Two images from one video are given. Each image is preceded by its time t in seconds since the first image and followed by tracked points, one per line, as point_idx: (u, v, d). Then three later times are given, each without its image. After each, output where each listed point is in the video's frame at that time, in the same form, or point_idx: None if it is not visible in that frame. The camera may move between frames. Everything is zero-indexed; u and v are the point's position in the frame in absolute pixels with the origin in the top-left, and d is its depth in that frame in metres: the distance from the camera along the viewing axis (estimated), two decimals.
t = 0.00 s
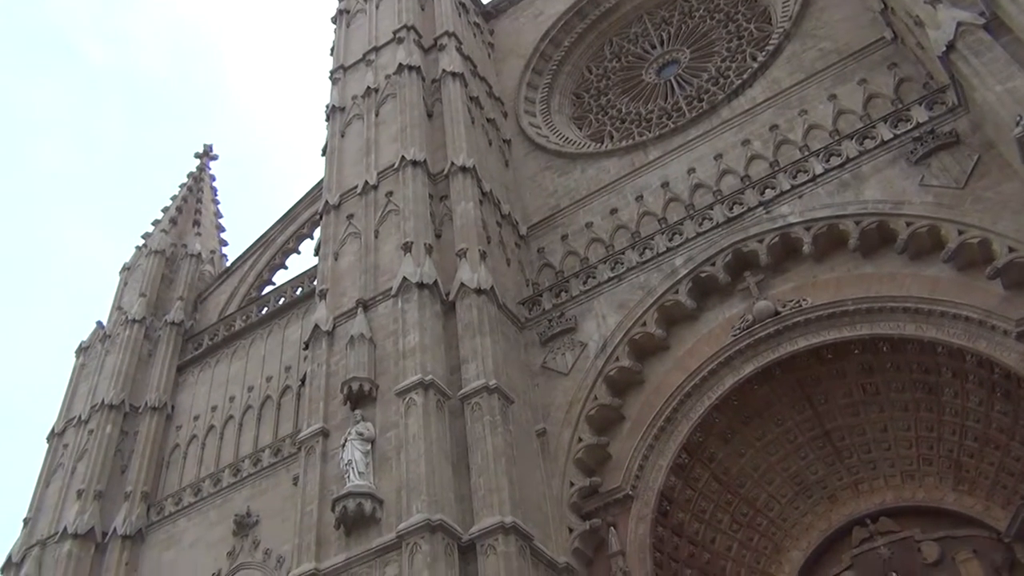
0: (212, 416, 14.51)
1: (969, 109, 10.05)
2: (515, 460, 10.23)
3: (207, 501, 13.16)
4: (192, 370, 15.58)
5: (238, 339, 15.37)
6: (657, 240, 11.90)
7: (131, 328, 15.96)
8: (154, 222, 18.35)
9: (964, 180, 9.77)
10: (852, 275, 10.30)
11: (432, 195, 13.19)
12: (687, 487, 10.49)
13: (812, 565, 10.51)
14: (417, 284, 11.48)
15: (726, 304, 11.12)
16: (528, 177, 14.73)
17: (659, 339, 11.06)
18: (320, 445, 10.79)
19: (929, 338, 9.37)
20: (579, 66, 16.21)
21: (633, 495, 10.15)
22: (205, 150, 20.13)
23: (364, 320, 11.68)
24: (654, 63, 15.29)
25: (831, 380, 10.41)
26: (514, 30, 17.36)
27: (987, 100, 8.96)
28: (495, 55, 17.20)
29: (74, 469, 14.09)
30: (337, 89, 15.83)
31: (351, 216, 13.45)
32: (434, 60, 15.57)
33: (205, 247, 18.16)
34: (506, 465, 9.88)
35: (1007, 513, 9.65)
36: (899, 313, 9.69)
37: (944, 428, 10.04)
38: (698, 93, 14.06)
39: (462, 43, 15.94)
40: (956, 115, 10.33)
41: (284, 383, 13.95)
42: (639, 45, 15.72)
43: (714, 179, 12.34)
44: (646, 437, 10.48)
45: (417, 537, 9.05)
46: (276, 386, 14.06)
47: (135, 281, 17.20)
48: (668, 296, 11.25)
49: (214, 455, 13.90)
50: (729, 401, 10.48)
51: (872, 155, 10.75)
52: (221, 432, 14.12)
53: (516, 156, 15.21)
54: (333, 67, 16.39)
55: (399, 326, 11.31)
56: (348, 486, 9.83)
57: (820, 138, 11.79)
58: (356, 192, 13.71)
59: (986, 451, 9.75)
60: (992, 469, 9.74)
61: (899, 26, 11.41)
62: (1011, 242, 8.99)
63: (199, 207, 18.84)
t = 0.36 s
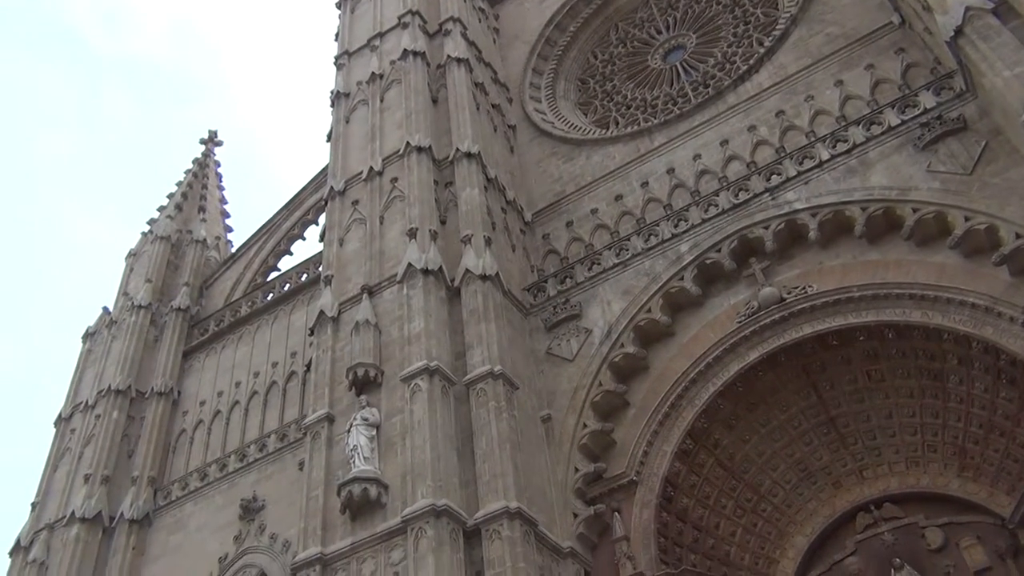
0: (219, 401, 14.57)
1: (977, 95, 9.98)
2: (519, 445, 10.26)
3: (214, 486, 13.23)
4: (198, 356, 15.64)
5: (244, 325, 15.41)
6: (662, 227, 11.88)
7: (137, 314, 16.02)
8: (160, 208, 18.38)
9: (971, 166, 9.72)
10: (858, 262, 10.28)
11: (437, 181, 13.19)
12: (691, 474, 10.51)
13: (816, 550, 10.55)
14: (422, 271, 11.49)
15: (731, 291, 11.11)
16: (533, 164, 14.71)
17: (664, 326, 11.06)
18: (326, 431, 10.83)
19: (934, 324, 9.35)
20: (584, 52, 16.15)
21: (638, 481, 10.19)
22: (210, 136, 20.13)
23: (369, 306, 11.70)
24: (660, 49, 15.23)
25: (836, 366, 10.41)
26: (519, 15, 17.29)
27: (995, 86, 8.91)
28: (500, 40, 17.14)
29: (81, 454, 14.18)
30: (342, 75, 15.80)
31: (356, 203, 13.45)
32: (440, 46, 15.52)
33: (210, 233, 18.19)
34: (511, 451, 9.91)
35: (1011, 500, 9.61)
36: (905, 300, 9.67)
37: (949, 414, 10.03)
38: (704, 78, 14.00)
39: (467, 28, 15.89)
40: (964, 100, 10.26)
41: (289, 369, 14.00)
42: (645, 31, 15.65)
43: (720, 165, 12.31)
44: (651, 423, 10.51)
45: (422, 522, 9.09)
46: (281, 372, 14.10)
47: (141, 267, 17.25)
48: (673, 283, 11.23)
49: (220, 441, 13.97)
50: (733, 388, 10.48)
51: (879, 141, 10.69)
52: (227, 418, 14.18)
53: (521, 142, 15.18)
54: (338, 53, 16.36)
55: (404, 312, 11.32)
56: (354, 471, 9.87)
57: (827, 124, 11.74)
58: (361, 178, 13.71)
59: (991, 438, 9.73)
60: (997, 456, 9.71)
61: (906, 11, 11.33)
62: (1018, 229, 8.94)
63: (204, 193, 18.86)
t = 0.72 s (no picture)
0: (225, 388, 14.61)
1: (984, 79, 9.91)
2: (525, 432, 10.29)
3: (220, 472, 13.29)
4: (203, 343, 15.67)
5: (249, 312, 15.43)
6: (667, 212, 11.85)
7: (142, 302, 16.05)
8: (164, 195, 18.38)
9: (978, 151, 9.66)
10: (864, 248, 10.26)
11: (442, 167, 13.16)
12: (696, 459, 10.54)
13: (820, 535, 10.58)
14: (426, 257, 11.48)
15: (736, 277, 11.10)
16: (537, 150, 14.67)
17: (669, 312, 11.06)
18: (331, 418, 10.86)
19: (940, 310, 9.33)
20: (589, 37, 16.07)
21: (643, 467, 10.22)
22: (214, 122, 20.10)
23: (374, 293, 11.71)
24: (664, 33, 15.16)
25: (842, 352, 10.40)
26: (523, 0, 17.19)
27: (1002, 71, 8.85)
28: (504, 25, 17.05)
29: (88, 441, 14.25)
30: (345, 62, 15.75)
31: (360, 189, 13.44)
32: (443, 31, 15.45)
33: (215, 221, 18.19)
34: (516, 438, 9.94)
35: (1017, 485, 9.62)
36: (910, 286, 9.65)
37: (955, 400, 10.02)
38: (709, 63, 13.93)
39: (470, 13, 15.81)
40: (970, 84, 10.18)
41: (294, 355, 14.03)
42: (649, 15, 15.57)
43: (725, 151, 12.27)
44: (656, 409, 10.52)
45: (427, 508, 9.13)
46: (287, 359, 14.13)
47: (146, 254, 17.27)
48: (678, 269, 11.22)
49: (226, 427, 14.02)
50: (738, 374, 10.49)
51: (885, 126, 10.63)
52: (233, 405, 14.23)
53: (525, 128, 15.14)
54: (341, 39, 16.30)
55: (409, 299, 11.33)
56: (359, 458, 9.90)
57: (832, 109, 11.68)
58: (365, 165, 13.69)
59: (997, 424, 9.72)
60: (1002, 442, 9.70)
61: None
62: None
63: (208, 181, 18.84)
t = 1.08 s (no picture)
0: (231, 376, 14.66)
1: (990, 60, 9.83)
2: (530, 417, 10.31)
3: (228, 459, 13.36)
4: (209, 332, 15.71)
5: (255, 301, 15.46)
6: (671, 197, 11.82)
7: (148, 291, 16.09)
8: (168, 185, 18.39)
9: (984, 132, 9.59)
10: (869, 232, 10.23)
11: (445, 154, 13.14)
12: (702, 444, 10.55)
13: (826, 518, 10.62)
14: (431, 244, 11.48)
15: (741, 261, 11.08)
16: (541, 136, 14.64)
17: (674, 297, 11.05)
18: (337, 405, 10.90)
19: (946, 293, 9.31)
20: (592, 22, 16.01)
21: (649, 451, 10.24)
22: (218, 111, 20.09)
23: (379, 280, 11.72)
24: (668, 18, 15.09)
25: (847, 336, 10.39)
26: None
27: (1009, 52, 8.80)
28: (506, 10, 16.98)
29: (96, 430, 14.33)
30: (348, 49, 15.71)
31: (364, 176, 13.43)
32: (446, 17, 15.40)
33: (220, 210, 18.20)
34: (522, 423, 9.96)
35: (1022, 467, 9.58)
36: (916, 269, 9.62)
37: (960, 382, 10.00)
38: (713, 47, 13.87)
39: None
40: (976, 65, 10.09)
41: (300, 343, 14.07)
42: None
43: (729, 135, 12.22)
44: (662, 394, 10.53)
45: (434, 493, 9.17)
46: (292, 347, 14.17)
47: (152, 243, 17.30)
48: (683, 254, 11.20)
49: (233, 415, 14.07)
50: (743, 358, 10.49)
51: (890, 108, 10.57)
52: (240, 393, 14.28)
53: (528, 114, 15.10)
54: (344, 26, 16.26)
55: (414, 286, 11.34)
56: (365, 445, 9.94)
57: (837, 92, 11.63)
58: (369, 152, 13.68)
59: (1003, 406, 9.70)
60: (1008, 424, 9.69)
61: None
62: None
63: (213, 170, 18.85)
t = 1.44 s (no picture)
0: (237, 359, 14.71)
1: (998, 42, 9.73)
2: (535, 401, 10.33)
3: (234, 442, 13.41)
4: (215, 315, 15.75)
5: (260, 284, 15.48)
6: (676, 180, 11.78)
7: (153, 275, 16.12)
8: (173, 168, 18.39)
9: (992, 115, 9.49)
10: (875, 215, 10.20)
11: (450, 137, 13.11)
12: (706, 427, 10.57)
13: (830, 502, 10.64)
14: (436, 228, 11.47)
15: (746, 245, 11.05)
16: (546, 119, 14.59)
17: (679, 280, 11.04)
18: (343, 388, 10.92)
19: (951, 276, 9.28)
20: (597, 4, 15.93)
21: (653, 435, 10.25)
22: (222, 94, 20.05)
23: (384, 264, 11.72)
24: None
25: (852, 319, 10.37)
26: None
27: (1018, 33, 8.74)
28: None
29: (103, 413, 14.40)
30: (352, 31, 15.65)
31: (369, 160, 13.41)
32: None
33: (224, 193, 18.20)
34: (526, 407, 9.98)
35: None
36: (922, 252, 9.59)
37: (966, 366, 9.99)
38: (719, 29, 13.80)
39: None
40: (984, 46, 9.98)
41: (305, 326, 14.09)
42: None
43: (735, 117, 12.18)
44: (666, 377, 10.54)
45: (439, 476, 9.20)
46: (298, 330, 14.19)
47: (156, 227, 17.32)
48: (688, 237, 11.17)
49: (239, 398, 14.12)
50: (748, 341, 10.49)
51: (897, 91, 10.49)
52: (245, 375, 14.33)
53: (533, 97, 15.05)
54: (348, 8, 16.20)
55: (418, 270, 11.34)
56: (370, 428, 9.97)
57: (844, 74, 11.56)
58: (373, 135, 13.65)
59: (1008, 389, 9.68)
60: (1013, 408, 9.67)
61: None
62: None
63: (217, 153, 18.84)
